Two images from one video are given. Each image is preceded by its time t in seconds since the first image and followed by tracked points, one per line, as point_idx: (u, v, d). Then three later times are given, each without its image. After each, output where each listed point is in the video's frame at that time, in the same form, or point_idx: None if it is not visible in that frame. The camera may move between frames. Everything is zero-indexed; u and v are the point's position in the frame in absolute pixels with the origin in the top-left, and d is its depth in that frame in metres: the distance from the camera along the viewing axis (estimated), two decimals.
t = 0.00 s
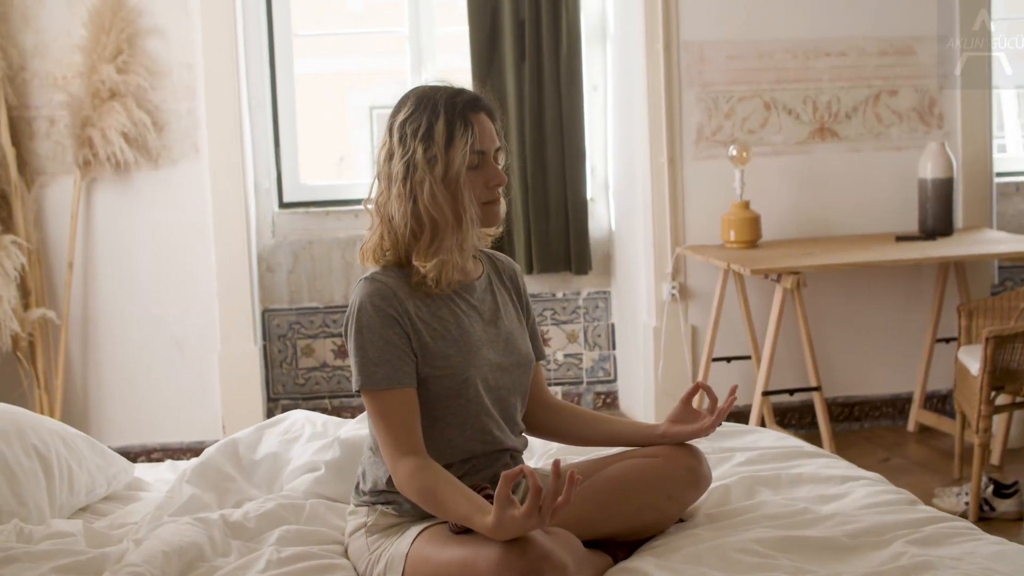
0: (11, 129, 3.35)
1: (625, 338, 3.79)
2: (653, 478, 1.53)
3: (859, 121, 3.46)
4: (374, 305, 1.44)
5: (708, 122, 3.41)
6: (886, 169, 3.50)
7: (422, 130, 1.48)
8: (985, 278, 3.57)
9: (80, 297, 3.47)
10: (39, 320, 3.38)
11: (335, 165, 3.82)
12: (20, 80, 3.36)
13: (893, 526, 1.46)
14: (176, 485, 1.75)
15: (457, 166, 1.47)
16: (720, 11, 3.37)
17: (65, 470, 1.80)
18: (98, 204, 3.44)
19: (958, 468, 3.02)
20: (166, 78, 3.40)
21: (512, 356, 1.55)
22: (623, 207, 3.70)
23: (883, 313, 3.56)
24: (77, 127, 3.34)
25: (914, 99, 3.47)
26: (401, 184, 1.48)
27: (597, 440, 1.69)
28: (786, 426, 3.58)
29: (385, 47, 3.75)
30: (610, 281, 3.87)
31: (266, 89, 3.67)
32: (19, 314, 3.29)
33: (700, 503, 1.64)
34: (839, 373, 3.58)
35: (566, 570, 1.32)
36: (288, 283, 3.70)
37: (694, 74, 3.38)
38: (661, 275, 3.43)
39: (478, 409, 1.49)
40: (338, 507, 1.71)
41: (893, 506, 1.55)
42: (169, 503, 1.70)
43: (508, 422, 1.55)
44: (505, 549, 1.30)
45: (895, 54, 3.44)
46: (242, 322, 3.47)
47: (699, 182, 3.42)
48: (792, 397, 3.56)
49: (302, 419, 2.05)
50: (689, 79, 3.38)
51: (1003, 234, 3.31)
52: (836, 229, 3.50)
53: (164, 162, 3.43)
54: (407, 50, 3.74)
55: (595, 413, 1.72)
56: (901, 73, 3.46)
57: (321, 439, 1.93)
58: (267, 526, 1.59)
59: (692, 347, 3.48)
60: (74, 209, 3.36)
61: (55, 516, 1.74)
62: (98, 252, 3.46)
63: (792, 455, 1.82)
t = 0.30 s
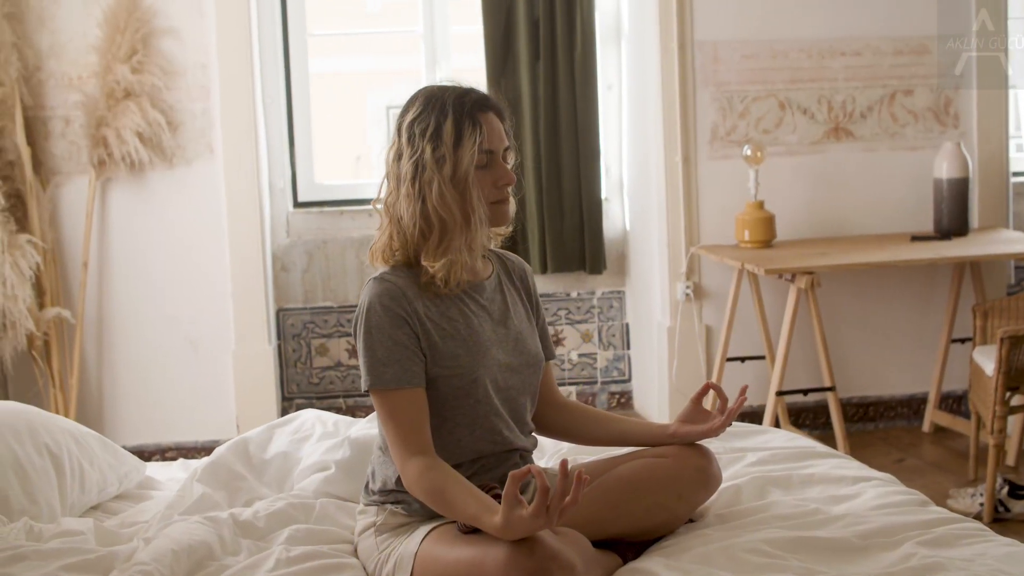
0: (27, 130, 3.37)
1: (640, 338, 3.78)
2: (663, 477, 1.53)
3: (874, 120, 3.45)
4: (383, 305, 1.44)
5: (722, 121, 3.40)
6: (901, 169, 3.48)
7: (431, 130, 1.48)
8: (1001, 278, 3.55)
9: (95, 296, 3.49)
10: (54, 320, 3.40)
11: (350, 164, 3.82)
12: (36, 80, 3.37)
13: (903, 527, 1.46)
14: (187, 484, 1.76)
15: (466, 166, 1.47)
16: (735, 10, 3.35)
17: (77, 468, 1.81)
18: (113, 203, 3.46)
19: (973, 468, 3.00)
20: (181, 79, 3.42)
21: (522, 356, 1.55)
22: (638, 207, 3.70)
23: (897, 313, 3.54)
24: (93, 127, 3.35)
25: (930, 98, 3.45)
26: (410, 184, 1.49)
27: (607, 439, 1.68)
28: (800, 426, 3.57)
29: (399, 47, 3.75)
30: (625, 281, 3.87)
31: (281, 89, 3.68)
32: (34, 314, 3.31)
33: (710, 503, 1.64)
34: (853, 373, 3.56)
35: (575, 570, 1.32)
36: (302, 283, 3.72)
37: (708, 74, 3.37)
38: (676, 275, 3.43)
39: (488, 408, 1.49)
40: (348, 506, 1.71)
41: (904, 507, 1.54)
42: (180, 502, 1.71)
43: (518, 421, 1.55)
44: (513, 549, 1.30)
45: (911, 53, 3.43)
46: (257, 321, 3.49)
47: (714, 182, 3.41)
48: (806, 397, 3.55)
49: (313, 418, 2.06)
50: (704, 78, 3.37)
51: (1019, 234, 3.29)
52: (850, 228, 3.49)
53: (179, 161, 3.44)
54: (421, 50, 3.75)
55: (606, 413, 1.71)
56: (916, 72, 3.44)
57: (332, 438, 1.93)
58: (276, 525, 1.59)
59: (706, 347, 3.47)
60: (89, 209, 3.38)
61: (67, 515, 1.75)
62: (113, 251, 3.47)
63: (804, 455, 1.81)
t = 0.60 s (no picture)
0: (38, 129, 3.38)
1: (649, 338, 3.78)
2: (669, 478, 1.52)
3: (885, 119, 3.44)
4: (389, 305, 1.44)
5: (732, 121, 3.39)
6: (911, 169, 3.47)
7: (435, 130, 1.48)
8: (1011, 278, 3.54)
9: (105, 295, 3.50)
10: (63, 319, 3.41)
11: (360, 164, 3.83)
12: (46, 80, 3.38)
13: (909, 527, 1.45)
14: (193, 483, 1.76)
15: (470, 165, 1.47)
16: (745, 9, 3.35)
17: (84, 467, 1.82)
18: (123, 203, 3.46)
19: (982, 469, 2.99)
20: (191, 79, 3.43)
21: (527, 356, 1.55)
22: (647, 207, 3.70)
23: (906, 313, 3.53)
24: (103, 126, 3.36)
25: (941, 97, 3.44)
26: (414, 184, 1.49)
27: (613, 439, 1.68)
28: (810, 426, 3.56)
29: (408, 47, 3.75)
30: (635, 280, 3.87)
31: (291, 88, 3.69)
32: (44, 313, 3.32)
33: (716, 503, 1.63)
34: (863, 373, 3.55)
35: (579, 570, 1.32)
36: (312, 282, 3.73)
37: (717, 73, 3.37)
38: (685, 274, 3.43)
39: (493, 408, 1.48)
40: (354, 506, 1.71)
41: (911, 507, 1.54)
42: (186, 501, 1.71)
43: (524, 421, 1.55)
44: (517, 548, 1.30)
45: (922, 52, 3.41)
46: (267, 320, 3.50)
47: (723, 181, 3.41)
48: (816, 397, 3.54)
49: (319, 417, 2.06)
50: (714, 77, 3.37)
51: None
52: (860, 228, 3.48)
53: (189, 161, 3.45)
54: (431, 50, 3.75)
55: (611, 413, 1.71)
56: (927, 71, 3.43)
57: (338, 437, 1.94)
58: (282, 525, 1.60)
59: (715, 347, 3.46)
60: (100, 208, 3.39)
61: (75, 514, 1.76)
62: (123, 250, 3.48)
63: (811, 455, 1.81)
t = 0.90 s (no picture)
0: (46, 129, 3.39)
1: (656, 338, 3.78)
2: (671, 479, 1.52)
3: (892, 119, 3.43)
4: (390, 305, 1.44)
5: (739, 121, 3.39)
6: (918, 169, 3.46)
7: (436, 130, 1.48)
8: (1018, 278, 3.52)
9: (112, 295, 3.51)
10: (70, 319, 3.42)
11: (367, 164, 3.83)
12: (54, 80, 3.39)
13: (910, 528, 1.45)
14: (196, 483, 1.76)
15: (470, 165, 1.47)
16: (752, 9, 3.34)
17: (88, 467, 1.83)
18: (130, 203, 3.47)
19: (989, 470, 2.98)
20: (198, 79, 3.43)
21: (529, 356, 1.54)
22: (654, 207, 3.69)
23: (912, 313, 3.52)
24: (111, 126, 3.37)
25: (948, 98, 3.43)
26: (415, 184, 1.49)
27: (616, 440, 1.68)
28: (817, 426, 3.56)
29: (415, 47, 3.75)
30: (642, 281, 3.86)
31: (298, 88, 3.70)
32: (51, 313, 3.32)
33: (718, 504, 1.63)
34: (870, 374, 3.54)
35: (579, 571, 1.32)
36: (319, 282, 3.74)
37: (724, 73, 3.36)
38: (692, 275, 3.42)
39: (495, 408, 1.48)
40: (356, 506, 1.72)
41: (913, 509, 1.53)
42: (188, 501, 1.72)
43: (526, 422, 1.55)
44: (517, 549, 1.30)
45: (929, 52, 3.41)
46: (274, 320, 3.50)
47: (730, 182, 3.40)
48: (822, 398, 3.54)
49: (323, 417, 2.07)
50: (720, 77, 3.36)
51: None
52: (867, 228, 3.47)
53: (195, 161, 3.45)
54: (438, 50, 3.75)
55: (614, 413, 1.71)
56: (935, 71, 3.42)
57: (341, 438, 1.94)
58: (283, 525, 1.60)
59: (722, 347, 3.46)
60: (107, 208, 3.40)
61: (79, 514, 1.76)
62: (129, 250, 3.49)
63: (815, 456, 1.80)
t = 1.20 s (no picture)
0: (58, 129, 3.40)
1: (668, 338, 3.77)
2: (678, 478, 1.52)
3: (905, 118, 3.42)
4: (397, 303, 1.44)
5: (750, 120, 3.38)
6: (930, 168, 3.45)
7: (441, 130, 1.49)
8: None
9: (124, 293, 3.52)
10: (83, 317, 3.43)
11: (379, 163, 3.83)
12: (66, 80, 3.40)
13: (917, 529, 1.44)
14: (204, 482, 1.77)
15: (476, 164, 1.48)
16: (764, 8, 3.33)
17: (96, 465, 1.83)
18: (142, 202, 3.48)
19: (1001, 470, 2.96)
20: (210, 79, 3.44)
21: (536, 355, 1.54)
22: (666, 206, 3.69)
23: (924, 313, 3.51)
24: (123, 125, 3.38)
25: (961, 97, 3.42)
26: (420, 183, 1.49)
27: (623, 440, 1.68)
28: (829, 426, 3.55)
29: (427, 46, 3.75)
30: (653, 280, 3.86)
31: (310, 87, 3.71)
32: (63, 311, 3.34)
33: (725, 504, 1.63)
34: (881, 374, 3.53)
35: (584, 571, 1.32)
36: (331, 281, 3.75)
37: (736, 73, 3.35)
38: (704, 274, 3.42)
39: (502, 407, 1.48)
40: (363, 505, 1.72)
41: (921, 509, 1.53)
42: (195, 499, 1.72)
43: (532, 421, 1.55)
44: (521, 548, 1.30)
45: (942, 51, 3.39)
46: (286, 319, 3.51)
47: (742, 182, 3.40)
48: (834, 398, 3.53)
49: (330, 416, 2.07)
50: (732, 76, 3.35)
51: None
52: (879, 228, 3.46)
53: (207, 160, 3.46)
54: (450, 49, 3.75)
55: (621, 412, 1.71)
56: (948, 70, 3.41)
57: (348, 436, 1.94)
58: (290, 524, 1.60)
59: (733, 347, 3.45)
60: (118, 208, 3.41)
61: (86, 511, 1.76)
62: (141, 249, 3.50)
63: (824, 456, 1.80)
